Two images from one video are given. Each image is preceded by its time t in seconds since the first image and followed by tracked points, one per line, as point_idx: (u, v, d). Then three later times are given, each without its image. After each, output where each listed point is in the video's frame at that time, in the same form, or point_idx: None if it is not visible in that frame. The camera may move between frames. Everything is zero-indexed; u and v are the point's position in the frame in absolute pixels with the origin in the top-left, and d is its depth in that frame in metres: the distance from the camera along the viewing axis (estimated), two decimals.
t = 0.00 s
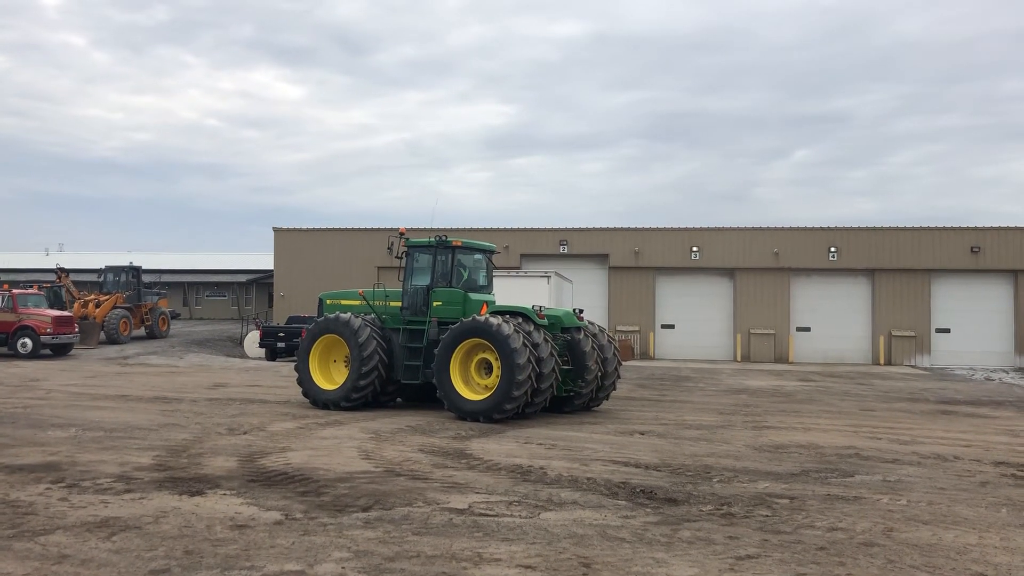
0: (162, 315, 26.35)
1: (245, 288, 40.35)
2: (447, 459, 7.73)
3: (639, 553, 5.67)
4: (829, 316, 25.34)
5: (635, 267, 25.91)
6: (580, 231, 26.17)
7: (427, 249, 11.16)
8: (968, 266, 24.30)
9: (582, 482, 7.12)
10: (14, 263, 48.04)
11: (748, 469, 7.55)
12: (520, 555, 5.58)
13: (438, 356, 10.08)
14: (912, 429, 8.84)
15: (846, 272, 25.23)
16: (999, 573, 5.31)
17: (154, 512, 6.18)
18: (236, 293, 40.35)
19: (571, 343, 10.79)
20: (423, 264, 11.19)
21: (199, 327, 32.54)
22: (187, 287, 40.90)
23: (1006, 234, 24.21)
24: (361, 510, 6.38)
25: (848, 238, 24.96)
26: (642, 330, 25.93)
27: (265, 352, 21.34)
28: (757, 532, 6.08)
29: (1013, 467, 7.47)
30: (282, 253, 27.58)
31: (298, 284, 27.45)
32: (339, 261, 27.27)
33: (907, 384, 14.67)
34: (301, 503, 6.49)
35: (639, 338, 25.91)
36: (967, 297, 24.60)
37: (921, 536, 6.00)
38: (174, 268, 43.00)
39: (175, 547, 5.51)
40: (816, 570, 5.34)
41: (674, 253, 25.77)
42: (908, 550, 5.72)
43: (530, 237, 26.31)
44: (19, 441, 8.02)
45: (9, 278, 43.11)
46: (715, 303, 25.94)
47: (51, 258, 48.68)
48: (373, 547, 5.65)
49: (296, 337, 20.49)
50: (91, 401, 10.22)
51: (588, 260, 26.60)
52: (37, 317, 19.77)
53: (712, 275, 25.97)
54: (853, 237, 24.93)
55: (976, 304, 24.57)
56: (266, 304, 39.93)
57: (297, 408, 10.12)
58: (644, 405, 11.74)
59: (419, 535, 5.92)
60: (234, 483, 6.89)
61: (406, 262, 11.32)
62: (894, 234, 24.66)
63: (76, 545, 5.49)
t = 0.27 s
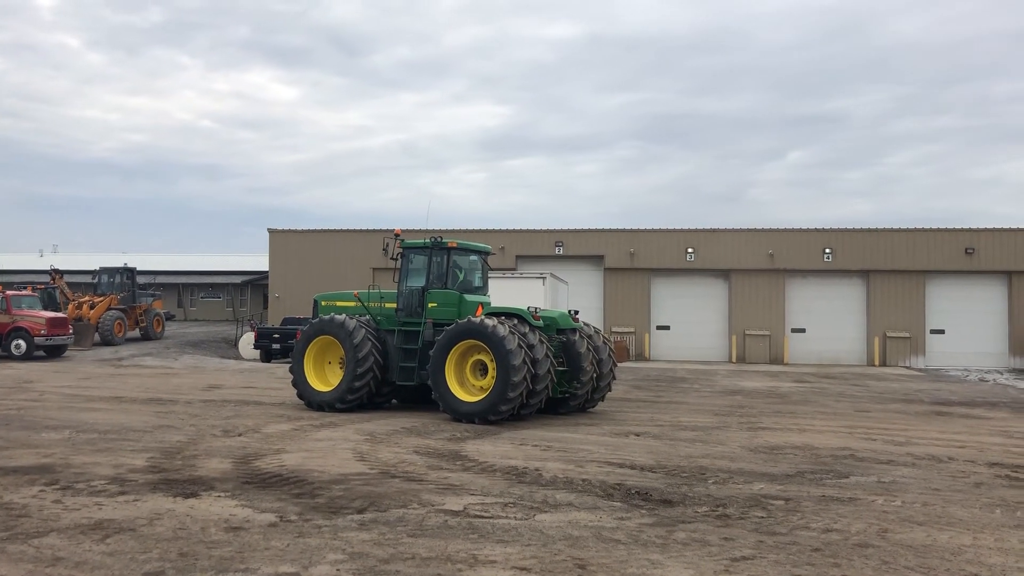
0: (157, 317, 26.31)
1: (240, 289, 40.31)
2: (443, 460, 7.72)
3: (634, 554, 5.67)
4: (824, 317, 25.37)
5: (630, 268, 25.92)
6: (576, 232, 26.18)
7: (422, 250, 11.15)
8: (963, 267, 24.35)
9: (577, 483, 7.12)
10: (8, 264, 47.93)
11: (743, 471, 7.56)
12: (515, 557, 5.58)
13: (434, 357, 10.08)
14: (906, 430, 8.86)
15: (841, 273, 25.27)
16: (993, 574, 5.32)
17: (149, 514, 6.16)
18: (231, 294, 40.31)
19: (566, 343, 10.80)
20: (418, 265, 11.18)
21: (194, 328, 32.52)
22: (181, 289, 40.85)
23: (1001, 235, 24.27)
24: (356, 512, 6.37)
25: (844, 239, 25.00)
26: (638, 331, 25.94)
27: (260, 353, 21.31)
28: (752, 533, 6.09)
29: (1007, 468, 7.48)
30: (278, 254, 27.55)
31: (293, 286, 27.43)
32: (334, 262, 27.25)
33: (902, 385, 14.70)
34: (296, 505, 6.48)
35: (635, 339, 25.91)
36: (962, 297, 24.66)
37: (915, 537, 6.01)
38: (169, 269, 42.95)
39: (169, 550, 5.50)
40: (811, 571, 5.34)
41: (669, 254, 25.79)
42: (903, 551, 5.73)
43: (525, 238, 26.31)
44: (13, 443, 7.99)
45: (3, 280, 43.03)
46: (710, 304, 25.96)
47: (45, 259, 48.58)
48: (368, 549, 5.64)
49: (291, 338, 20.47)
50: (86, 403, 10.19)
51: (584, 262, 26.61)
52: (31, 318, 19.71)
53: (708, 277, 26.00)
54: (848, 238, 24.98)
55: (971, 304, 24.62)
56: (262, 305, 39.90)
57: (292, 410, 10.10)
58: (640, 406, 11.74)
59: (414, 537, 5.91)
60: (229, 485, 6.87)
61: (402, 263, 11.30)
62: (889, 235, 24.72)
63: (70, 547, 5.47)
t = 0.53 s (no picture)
0: (152, 318, 26.27)
1: (235, 291, 40.29)
2: (438, 462, 7.71)
3: (629, 556, 5.67)
4: (819, 318, 25.41)
5: (626, 269, 25.94)
6: (572, 233, 26.19)
7: (417, 252, 11.14)
8: (958, 269, 24.41)
9: (573, 485, 7.12)
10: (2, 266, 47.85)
11: (738, 472, 7.56)
12: (511, 558, 5.58)
13: (429, 358, 10.07)
14: (901, 431, 8.88)
15: (836, 274, 25.31)
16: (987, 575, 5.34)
17: (143, 516, 6.15)
18: (226, 296, 40.29)
19: (561, 345, 10.80)
20: (414, 267, 11.18)
21: (188, 330, 32.47)
22: (176, 290, 40.78)
23: (995, 236, 24.33)
24: (352, 513, 6.36)
25: (839, 240, 25.05)
26: (633, 332, 25.95)
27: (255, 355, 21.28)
28: (747, 534, 6.09)
29: (1002, 468, 7.50)
30: (273, 255, 27.52)
31: (288, 287, 27.39)
32: (330, 263, 27.22)
33: (896, 387, 14.73)
34: (291, 507, 6.47)
35: (630, 340, 25.92)
36: (957, 299, 24.72)
37: (910, 538, 6.02)
38: (164, 270, 42.92)
39: (164, 552, 5.49)
40: (805, 572, 5.36)
41: (665, 255, 25.81)
42: (897, 553, 5.74)
43: (521, 240, 26.32)
44: (7, 445, 7.97)
45: None
46: (706, 306, 25.99)
47: (40, 261, 48.53)
48: (363, 551, 5.63)
49: (287, 340, 20.45)
50: (80, 405, 10.17)
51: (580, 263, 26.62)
52: (25, 319, 19.65)
53: (703, 278, 26.04)
54: (844, 239, 25.03)
55: (966, 306, 24.68)
56: (257, 307, 39.88)
57: (287, 411, 10.09)
58: (635, 407, 11.75)
59: (409, 538, 5.91)
60: (224, 487, 6.86)
61: (397, 265, 11.30)
62: (885, 237, 24.77)
63: (64, 549, 5.46)
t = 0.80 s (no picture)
0: (147, 319, 26.23)
1: (231, 291, 40.24)
2: (434, 463, 7.71)
3: (625, 557, 5.68)
4: (815, 319, 25.45)
5: (622, 271, 25.97)
6: (568, 235, 26.20)
7: (413, 254, 11.15)
8: (953, 270, 24.47)
9: (569, 486, 7.12)
10: None
11: (734, 473, 7.57)
12: (506, 560, 5.58)
13: (426, 359, 10.07)
14: (897, 433, 8.89)
15: (832, 276, 25.35)
16: None
17: (138, 518, 6.14)
18: (222, 297, 40.26)
19: (557, 346, 10.81)
20: (409, 268, 11.18)
21: (184, 331, 32.44)
22: (172, 291, 40.73)
23: (990, 238, 24.38)
24: (347, 515, 6.36)
25: (834, 242, 25.10)
26: (629, 333, 25.96)
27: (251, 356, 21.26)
28: (743, 536, 6.10)
29: (997, 470, 7.51)
30: (269, 256, 27.49)
31: (284, 288, 27.36)
32: (326, 264, 27.21)
33: (892, 388, 14.75)
34: (287, 508, 6.47)
35: (626, 342, 25.93)
36: (952, 300, 24.77)
37: (905, 539, 6.03)
38: (160, 272, 42.87)
39: (159, 554, 5.48)
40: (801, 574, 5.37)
41: (662, 257, 25.83)
42: (892, 554, 5.76)
43: (517, 241, 26.32)
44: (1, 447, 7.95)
45: None
46: (702, 307, 26.02)
47: (35, 262, 48.46)
48: (359, 553, 5.63)
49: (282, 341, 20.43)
50: (75, 406, 10.14)
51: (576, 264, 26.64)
52: (20, 321, 19.60)
53: (699, 279, 26.07)
54: (840, 240, 25.07)
55: (961, 307, 24.73)
56: (253, 308, 39.84)
57: (283, 413, 10.08)
58: (631, 409, 11.76)
59: (405, 540, 5.91)
60: (220, 489, 6.85)
61: (393, 266, 11.31)
62: (881, 238, 24.81)
63: (59, 551, 5.45)
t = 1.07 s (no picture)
0: (145, 319, 26.21)
1: (229, 292, 40.21)
2: (431, 464, 7.70)
3: (623, 558, 5.68)
4: (812, 320, 25.46)
5: (620, 272, 25.98)
6: (566, 235, 26.20)
7: (410, 254, 11.15)
8: (950, 271, 24.49)
9: (566, 487, 7.12)
10: None
11: (731, 474, 7.57)
12: (504, 560, 5.58)
13: (425, 359, 10.07)
14: (895, 433, 8.89)
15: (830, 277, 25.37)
16: None
17: (136, 519, 6.14)
18: (220, 297, 40.23)
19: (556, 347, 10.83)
20: (407, 269, 11.18)
21: (182, 331, 32.41)
22: (170, 291, 40.71)
23: (988, 239, 24.40)
24: (345, 515, 6.36)
25: (832, 242, 25.12)
26: (627, 334, 25.97)
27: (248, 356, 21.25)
28: (740, 536, 6.11)
29: (994, 470, 7.52)
30: (266, 257, 27.47)
31: (282, 288, 27.35)
32: (323, 265, 27.21)
33: (889, 389, 14.76)
34: (285, 509, 6.46)
35: (624, 342, 25.93)
36: (949, 301, 24.80)
37: (902, 540, 6.04)
38: (158, 272, 42.85)
39: (157, 554, 5.47)
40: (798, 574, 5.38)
41: (660, 257, 25.84)
42: (890, 554, 5.76)
43: (515, 242, 26.32)
44: None
45: None
46: (699, 308, 26.03)
47: (33, 262, 48.44)
48: (356, 553, 5.63)
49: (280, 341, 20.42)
50: (73, 406, 10.13)
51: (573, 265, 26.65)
52: (18, 321, 19.56)
53: (697, 280, 26.08)
54: (838, 241, 25.09)
55: (958, 308, 24.76)
56: (251, 308, 39.81)
57: (281, 413, 10.07)
58: (629, 409, 11.76)
59: (403, 541, 5.91)
60: (217, 489, 6.84)
61: (390, 267, 11.31)
62: (879, 239, 24.84)
63: (56, 552, 5.44)
